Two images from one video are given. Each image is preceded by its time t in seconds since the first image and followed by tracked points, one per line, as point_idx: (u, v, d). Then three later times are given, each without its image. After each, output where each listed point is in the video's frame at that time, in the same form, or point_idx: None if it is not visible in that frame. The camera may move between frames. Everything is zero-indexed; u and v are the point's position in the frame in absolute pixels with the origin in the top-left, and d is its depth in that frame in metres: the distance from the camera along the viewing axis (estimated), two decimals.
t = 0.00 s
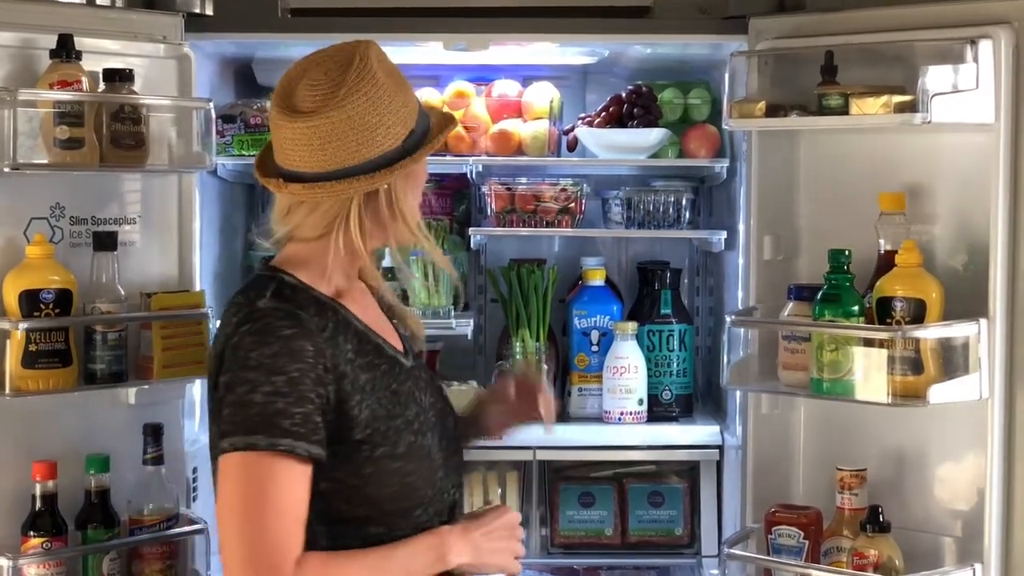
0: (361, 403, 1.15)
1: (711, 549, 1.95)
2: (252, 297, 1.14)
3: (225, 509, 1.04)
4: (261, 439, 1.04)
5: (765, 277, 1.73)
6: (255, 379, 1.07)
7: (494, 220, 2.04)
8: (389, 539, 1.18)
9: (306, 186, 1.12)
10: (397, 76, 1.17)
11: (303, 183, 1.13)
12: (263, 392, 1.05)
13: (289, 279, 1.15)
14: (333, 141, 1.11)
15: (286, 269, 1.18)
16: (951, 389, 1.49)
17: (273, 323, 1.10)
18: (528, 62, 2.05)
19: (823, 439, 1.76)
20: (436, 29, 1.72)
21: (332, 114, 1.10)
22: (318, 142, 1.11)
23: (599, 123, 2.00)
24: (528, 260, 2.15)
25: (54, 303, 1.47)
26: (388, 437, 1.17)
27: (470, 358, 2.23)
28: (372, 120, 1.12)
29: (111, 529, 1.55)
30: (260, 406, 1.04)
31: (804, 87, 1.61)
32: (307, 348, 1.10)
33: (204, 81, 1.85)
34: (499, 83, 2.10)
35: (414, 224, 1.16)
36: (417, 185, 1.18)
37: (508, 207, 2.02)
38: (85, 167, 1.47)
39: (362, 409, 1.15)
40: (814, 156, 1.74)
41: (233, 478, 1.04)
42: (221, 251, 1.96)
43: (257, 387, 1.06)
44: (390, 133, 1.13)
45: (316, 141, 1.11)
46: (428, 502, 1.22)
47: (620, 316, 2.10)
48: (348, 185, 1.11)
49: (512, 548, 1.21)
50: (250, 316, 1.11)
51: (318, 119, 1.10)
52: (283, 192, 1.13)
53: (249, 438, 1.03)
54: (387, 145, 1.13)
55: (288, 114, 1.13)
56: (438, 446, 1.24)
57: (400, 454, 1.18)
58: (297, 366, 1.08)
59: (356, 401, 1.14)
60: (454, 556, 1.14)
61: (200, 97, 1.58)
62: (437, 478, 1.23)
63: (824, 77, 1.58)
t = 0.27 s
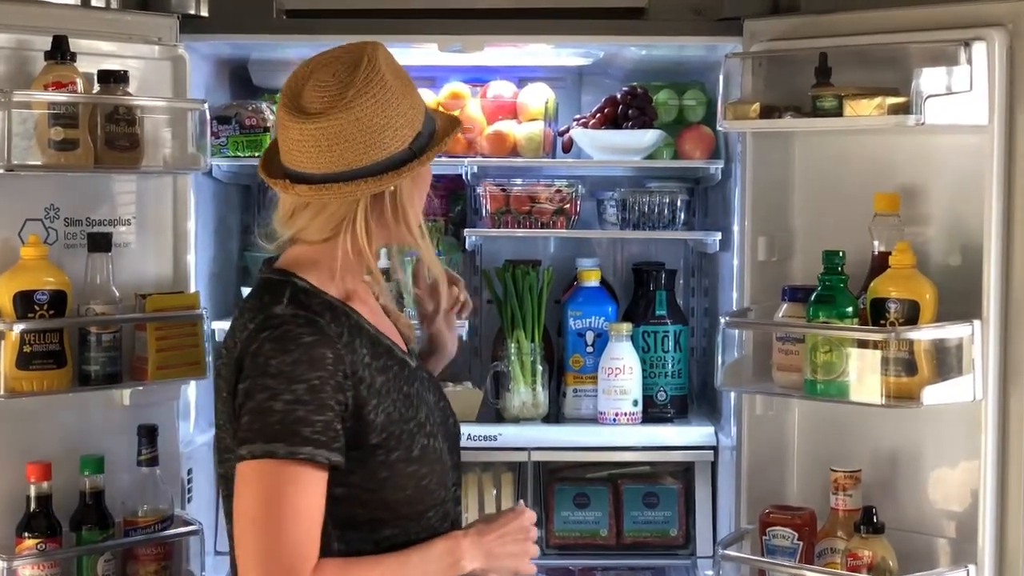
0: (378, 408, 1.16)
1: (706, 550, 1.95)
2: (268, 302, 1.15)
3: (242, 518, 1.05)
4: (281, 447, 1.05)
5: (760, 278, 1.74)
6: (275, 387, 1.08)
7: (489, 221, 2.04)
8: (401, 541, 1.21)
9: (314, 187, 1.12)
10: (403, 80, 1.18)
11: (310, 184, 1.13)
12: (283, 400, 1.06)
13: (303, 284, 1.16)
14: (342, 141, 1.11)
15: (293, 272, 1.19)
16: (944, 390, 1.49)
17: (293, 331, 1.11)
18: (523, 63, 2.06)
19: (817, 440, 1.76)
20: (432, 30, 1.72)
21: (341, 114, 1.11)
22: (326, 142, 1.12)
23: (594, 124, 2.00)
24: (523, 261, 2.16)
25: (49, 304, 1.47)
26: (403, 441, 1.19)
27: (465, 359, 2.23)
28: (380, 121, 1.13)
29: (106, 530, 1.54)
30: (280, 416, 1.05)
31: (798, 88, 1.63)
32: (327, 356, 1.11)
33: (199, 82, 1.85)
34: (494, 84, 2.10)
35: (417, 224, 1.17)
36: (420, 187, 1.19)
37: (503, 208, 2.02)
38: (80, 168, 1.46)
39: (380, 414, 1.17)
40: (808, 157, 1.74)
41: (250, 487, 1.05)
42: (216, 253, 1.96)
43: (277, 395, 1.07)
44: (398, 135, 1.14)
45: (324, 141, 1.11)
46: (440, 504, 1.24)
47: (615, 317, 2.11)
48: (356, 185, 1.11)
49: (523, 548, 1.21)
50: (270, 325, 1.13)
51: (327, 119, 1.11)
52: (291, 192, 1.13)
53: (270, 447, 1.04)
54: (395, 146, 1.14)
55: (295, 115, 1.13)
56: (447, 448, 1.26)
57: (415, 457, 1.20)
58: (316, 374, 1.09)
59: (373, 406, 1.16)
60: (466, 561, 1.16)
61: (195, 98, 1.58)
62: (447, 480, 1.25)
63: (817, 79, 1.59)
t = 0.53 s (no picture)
0: (351, 422, 1.18)
1: (702, 550, 1.95)
2: (250, 311, 1.15)
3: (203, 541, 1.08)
4: (242, 460, 1.06)
5: (756, 279, 1.74)
6: (243, 399, 1.09)
7: (486, 221, 2.04)
8: (374, 547, 1.24)
9: (315, 196, 1.13)
10: (405, 89, 1.19)
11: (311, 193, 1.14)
12: (248, 413, 1.07)
13: (287, 292, 1.17)
14: (344, 150, 1.12)
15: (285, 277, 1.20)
16: (940, 390, 1.49)
17: (264, 344, 1.11)
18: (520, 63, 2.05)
19: (813, 440, 1.76)
20: (427, 30, 1.72)
21: (344, 123, 1.12)
22: (329, 151, 1.13)
23: (590, 124, 2.00)
24: (519, 261, 2.16)
25: (45, 304, 1.46)
26: (379, 453, 1.21)
27: (462, 358, 2.23)
28: (383, 130, 1.14)
29: (101, 530, 1.53)
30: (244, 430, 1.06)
31: (794, 88, 1.62)
32: (296, 373, 1.11)
33: (195, 82, 1.85)
34: (491, 84, 2.10)
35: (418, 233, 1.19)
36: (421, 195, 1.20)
37: (499, 208, 2.02)
38: (75, 168, 1.46)
39: (354, 427, 1.18)
40: (805, 157, 1.74)
41: (211, 511, 1.08)
42: (212, 252, 1.95)
43: (242, 409, 1.08)
44: (400, 144, 1.15)
45: (327, 149, 1.12)
46: (417, 515, 1.26)
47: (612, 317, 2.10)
48: (358, 195, 1.12)
49: None
50: (245, 334, 1.13)
51: (330, 128, 1.12)
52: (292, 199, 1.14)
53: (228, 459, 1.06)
54: (397, 156, 1.15)
55: (299, 123, 1.15)
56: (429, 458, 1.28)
57: (390, 469, 1.22)
58: (284, 391, 1.10)
59: (346, 420, 1.17)
60: None
61: (191, 98, 1.57)
62: (428, 491, 1.27)
63: (813, 78, 1.59)
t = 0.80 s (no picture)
0: (324, 426, 1.18)
1: (701, 551, 1.95)
2: (230, 312, 1.16)
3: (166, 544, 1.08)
4: (200, 457, 1.06)
5: (755, 280, 1.74)
6: (207, 397, 1.09)
7: (485, 222, 2.04)
8: (348, 551, 1.23)
9: (310, 195, 1.14)
10: (410, 95, 1.20)
11: (309, 191, 1.15)
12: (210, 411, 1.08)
13: (272, 295, 1.19)
14: (342, 151, 1.13)
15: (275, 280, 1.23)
16: (939, 391, 1.50)
17: (234, 346, 1.12)
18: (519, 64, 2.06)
19: (812, 441, 1.77)
20: (426, 30, 1.72)
21: (343, 124, 1.12)
22: (327, 151, 1.13)
23: (589, 125, 2.01)
24: (518, 261, 2.15)
25: (45, 304, 1.46)
26: (353, 459, 1.21)
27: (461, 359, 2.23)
28: (384, 135, 1.14)
29: (101, 530, 1.53)
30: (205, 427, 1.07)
31: (793, 89, 1.63)
32: (264, 378, 1.11)
33: (195, 82, 1.85)
34: (490, 84, 2.10)
35: (411, 239, 1.20)
36: (418, 201, 1.21)
37: (498, 209, 2.02)
38: (75, 169, 1.47)
39: (327, 432, 1.18)
40: (804, 158, 1.74)
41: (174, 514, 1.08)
42: (211, 252, 1.95)
43: (205, 407, 1.08)
44: (400, 150, 1.16)
45: (325, 149, 1.13)
46: (393, 521, 1.25)
47: (610, 318, 2.10)
48: (353, 197, 1.13)
49: None
50: (218, 334, 1.14)
51: (330, 129, 1.13)
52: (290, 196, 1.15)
53: (186, 454, 1.06)
54: (396, 161, 1.15)
55: (301, 121, 1.16)
56: (411, 464, 1.27)
57: (365, 476, 1.21)
58: (250, 394, 1.10)
59: (318, 424, 1.17)
60: None
61: (191, 98, 1.57)
62: (407, 498, 1.26)
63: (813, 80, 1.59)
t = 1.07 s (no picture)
0: (316, 432, 1.19)
1: (703, 553, 1.95)
2: (224, 319, 1.18)
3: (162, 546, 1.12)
4: (192, 464, 1.09)
5: (757, 282, 1.75)
6: (200, 406, 1.12)
7: (486, 224, 2.03)
8: (343, 555, 1.23)
9: (299, 198, 1.15)
10: (402, 99, 1.20)
11: (296, 194, 1.16)
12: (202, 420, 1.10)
13: (267, 302, 1.20)
14: (332, 154, 1.14)
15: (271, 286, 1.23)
16: (941, 392, 1.50)
17: (226, 354, 1.14)
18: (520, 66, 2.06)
19: (813, 443, 1.77)
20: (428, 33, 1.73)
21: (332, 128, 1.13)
22: (317, 154, 1.14)
23: (591, 127, 2.01)
24: (520, 262, 2.15)
25: (48, 306, 1.45)
26: (347, 464, 1.21)
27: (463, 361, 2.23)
28: (372, 140, 1.15)
29: (104, 531, 1.53)
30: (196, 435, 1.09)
31: (796, 92, 1.64)
32: (253, 386, 1.13)
33: (197, 84, 1.85)
34: (492, 87, 2.10)
35: (400, 243, 1.20)
36: (408, 205, 1.21)
37: (501, 211, 2.02)
38: (78, 171, 1.47)
39: (319, 438, 1.19)
40: (806, 160, 1.74)
41: (168, 518, 1.11)
42: (213, 254, 1.95)
43: (197, 415, 1.11)
44: (389, 154, 1.16)
45: (314, 153, 1.14)
46: (388, 525, 1.25)
47: (612, 320, 2.11)
48: (341, 201, 1.14)
49: None
50: (212, 340, 1.15)
51: (318, 133, 1.14)
52: (279, 199, 1.17)
53: (178, 460, 1.09)
54: (386, 166, 1.16)
55: (292, 124, 1.17)
56: (406, 469, 1.27)
57: (358, 480, 1.22)
58: (241, 402, 1.12)
59: (311, 430, 1.18)
60: None
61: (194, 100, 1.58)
62: (402, 502, 1.26)
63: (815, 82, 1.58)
